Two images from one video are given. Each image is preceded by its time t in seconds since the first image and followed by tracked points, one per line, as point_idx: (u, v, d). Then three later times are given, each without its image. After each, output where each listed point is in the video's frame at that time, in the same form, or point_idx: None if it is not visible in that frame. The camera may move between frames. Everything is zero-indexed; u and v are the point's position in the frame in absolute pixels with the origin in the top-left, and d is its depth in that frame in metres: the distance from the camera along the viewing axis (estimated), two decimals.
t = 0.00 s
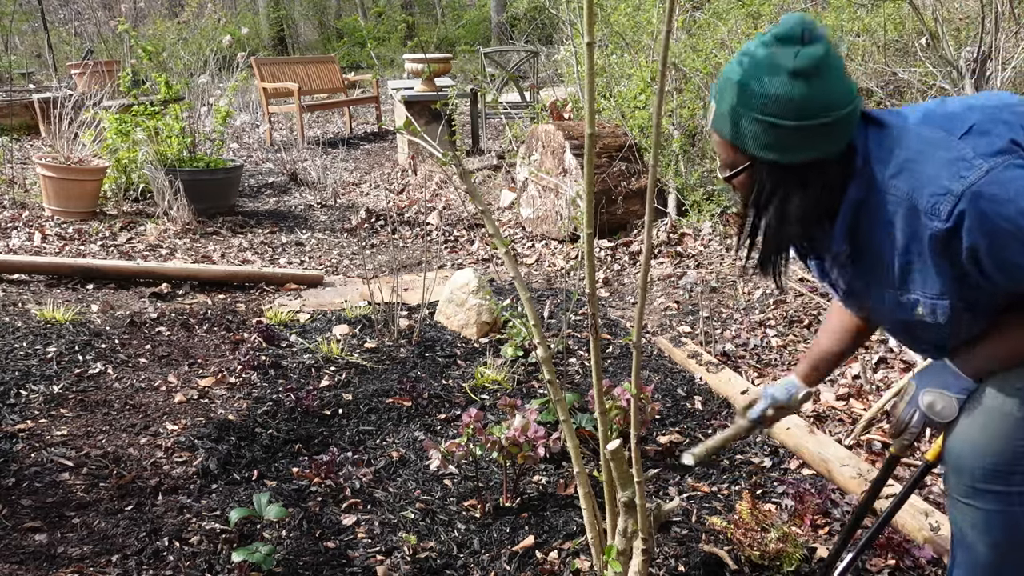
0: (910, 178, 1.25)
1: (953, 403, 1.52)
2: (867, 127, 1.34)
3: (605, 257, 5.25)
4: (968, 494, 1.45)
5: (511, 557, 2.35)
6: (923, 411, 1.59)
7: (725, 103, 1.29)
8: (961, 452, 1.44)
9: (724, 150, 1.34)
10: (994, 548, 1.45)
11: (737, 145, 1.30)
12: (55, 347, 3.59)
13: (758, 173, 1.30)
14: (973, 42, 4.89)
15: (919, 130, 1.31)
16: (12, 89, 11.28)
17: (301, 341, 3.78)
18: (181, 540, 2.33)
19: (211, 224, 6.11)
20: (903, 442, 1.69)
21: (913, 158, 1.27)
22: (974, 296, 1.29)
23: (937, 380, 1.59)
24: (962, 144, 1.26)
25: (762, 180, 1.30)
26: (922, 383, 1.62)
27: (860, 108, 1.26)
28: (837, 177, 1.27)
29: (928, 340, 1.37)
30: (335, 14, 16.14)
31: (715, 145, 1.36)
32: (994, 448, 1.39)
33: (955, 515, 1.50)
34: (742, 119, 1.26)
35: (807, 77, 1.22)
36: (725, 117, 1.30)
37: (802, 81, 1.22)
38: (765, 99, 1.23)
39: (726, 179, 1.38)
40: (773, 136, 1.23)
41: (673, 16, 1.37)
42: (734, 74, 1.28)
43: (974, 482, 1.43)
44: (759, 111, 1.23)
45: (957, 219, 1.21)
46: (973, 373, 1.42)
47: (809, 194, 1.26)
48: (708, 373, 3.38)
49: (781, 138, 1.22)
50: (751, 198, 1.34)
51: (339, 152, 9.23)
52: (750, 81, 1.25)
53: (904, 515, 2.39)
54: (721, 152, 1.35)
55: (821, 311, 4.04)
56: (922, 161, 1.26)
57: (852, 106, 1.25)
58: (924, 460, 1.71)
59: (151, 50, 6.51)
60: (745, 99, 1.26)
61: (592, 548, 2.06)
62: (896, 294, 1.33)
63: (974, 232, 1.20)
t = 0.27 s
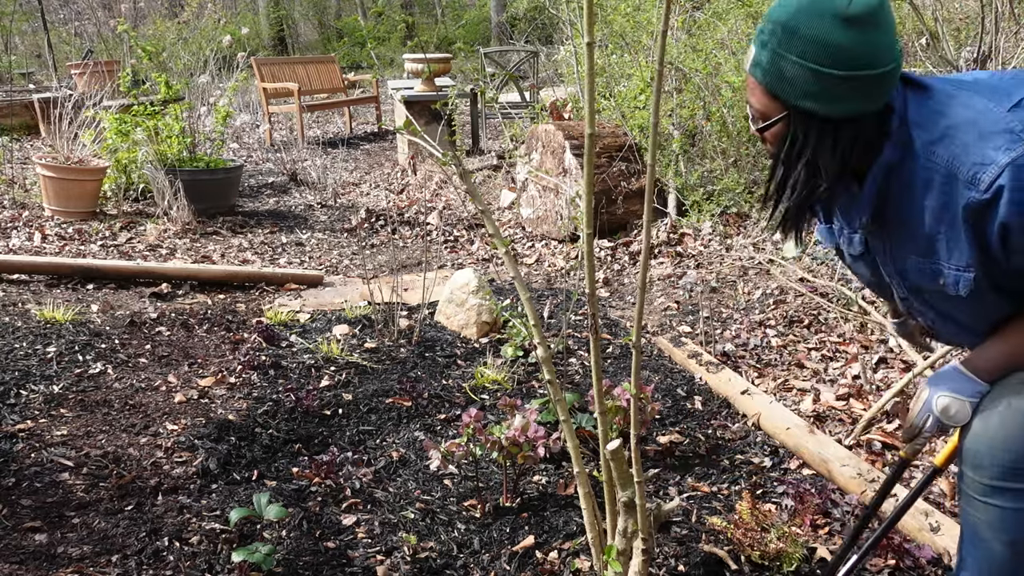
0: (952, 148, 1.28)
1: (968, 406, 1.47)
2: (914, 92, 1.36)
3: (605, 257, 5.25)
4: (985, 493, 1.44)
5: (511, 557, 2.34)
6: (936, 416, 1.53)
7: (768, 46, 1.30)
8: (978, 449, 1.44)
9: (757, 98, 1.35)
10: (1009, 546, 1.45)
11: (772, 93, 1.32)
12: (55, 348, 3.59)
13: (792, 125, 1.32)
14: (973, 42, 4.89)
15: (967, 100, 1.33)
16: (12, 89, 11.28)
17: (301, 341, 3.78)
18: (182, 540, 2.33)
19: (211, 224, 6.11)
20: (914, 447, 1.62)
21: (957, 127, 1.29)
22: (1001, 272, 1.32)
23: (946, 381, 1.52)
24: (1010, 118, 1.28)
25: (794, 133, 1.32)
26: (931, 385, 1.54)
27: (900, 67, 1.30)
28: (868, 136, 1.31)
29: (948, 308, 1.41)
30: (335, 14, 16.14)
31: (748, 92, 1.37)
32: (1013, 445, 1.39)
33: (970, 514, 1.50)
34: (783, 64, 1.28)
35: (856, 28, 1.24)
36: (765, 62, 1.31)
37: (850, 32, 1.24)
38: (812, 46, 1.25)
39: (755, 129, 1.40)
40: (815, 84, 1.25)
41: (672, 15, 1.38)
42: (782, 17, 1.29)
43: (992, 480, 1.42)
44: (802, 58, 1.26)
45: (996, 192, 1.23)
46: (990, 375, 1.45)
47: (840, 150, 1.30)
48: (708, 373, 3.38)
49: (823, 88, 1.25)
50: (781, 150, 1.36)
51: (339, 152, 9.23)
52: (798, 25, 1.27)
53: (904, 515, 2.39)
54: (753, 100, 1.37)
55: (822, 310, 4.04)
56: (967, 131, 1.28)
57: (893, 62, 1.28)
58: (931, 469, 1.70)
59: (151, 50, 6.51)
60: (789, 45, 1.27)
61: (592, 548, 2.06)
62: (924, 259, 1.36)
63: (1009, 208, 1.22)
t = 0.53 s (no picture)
0: (967, 147, 1.35)
1: (974, 409, 1.59)
2: (931, 91, 1.42)
3: (605, 257, 5.25)
4: (994, 491, 1.55)
5: (511, 557, 2.34)
6: (943, 418, 1.65)
7: (780, 47, 1.34)
8: (986, 450, 1.54)
9: (771, 100, 1.40)
10: (1015, 541, 1.56)
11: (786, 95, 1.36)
12: (55, 347, 3.59)
13: (807, 125, 1.37)
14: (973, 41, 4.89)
15: (984, 98, 1.39)
16: (12, 89, 11.27)
17: (301, 341, 3.78)
18: (181, 540, 2.33)
19: (211, 224, 6.11)
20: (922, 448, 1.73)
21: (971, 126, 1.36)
22: (1012, 267, 1.40)
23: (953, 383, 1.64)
24: None
25: (809, 133, 1.37)
26: (938, 388, 1.66)
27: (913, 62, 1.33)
28: (882, 135, 1.36)
29: (961, 301, 1.50)
30: (335, 13, 16.13)
31: (762, 93, 1.42)
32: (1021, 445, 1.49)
33: (978, 512, 1.60)
34: (794, 66, 1.32)
35: (867, 28, 1.28)
36: (776, 63, 1.35)
37: (861, 32, 1.27)
38: (824, 46, 1.29)
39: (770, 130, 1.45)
40: (828, 86, 1.29)
41: (672, 14, 1.37)
42: (794, 16, 1.33)
43: (1000, 479, 1.53)
44: (814, 60, 1.29)
45: (1009, 191, 1.30)
46: (996, 378, 1.55)
47: (855, 149, 1.35)
48: (708, 373, 3.38)
49: (836, 90, 1.29)
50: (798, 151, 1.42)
51: (339, 152, 9.23)
52: (810, 26, 1.30)
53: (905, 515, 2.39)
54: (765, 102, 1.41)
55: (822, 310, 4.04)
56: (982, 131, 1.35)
57: (905, 59, 1.31)
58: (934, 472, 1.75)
59: (151, 50, 6.50)
60: (800, 48, 1.31)
61: (592, 548, 2.06)
62: (937, 255, 1.45)
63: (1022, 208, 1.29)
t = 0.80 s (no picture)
0: (961, 166, 1.36)
1: (983, 416, 1.59)
2: (914, 114, 1.44)
3: (605, 257, 5.25)
4: (1004, 496, 1.56)
5: (511, 557, 2.34)
6: (950, 427, 1.65)
7: (762, 87, 1.34)
8: (996, 454, 1.55)
9: (758, 140, 1.38)
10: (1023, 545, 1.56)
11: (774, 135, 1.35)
12: (55, 347, 3.59)
13: (798, 163, 1.35)
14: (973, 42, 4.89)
15: (969, 118, 1.42)
16: (12, 89, 11.27)
17: (301, 341, 3.78)
18: (182, 540, 2.33)
19: (211, 224, 6.11)
20: (930, 455, 1.72)
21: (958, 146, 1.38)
22: (1015, 283, 1.40)
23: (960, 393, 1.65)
24: (1015, 132, 1.37)
25: (801, 171, 1.35)
26: (948, 396, 1.67)
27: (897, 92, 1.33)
28: (875, 166, 1.35)
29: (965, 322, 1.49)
30: (335, 13, 16.12)
31: (748, 135, 1.40)
32: None
33: (987, 518, 1.60)
34: (778, 106, 1.31)
35: (847, 60, 1.27)
36: (760, 102, 1.35)
37: (843, 64, 1.27)
38: (807, 82, 1.28)
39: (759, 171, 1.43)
40: (814, 121, 1.27)
41: (672, 14, 1.38)
42: (773, 56, 1.33)
43: (1012, 484, 1.53)
44: (797, 97, 1.28)
45: (1009, 205, 1.31)
46: (1005, 385, 1.57)
47: (850, 182, 1.32)
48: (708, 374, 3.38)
49: (822, 124, 1.27)
50: (790, 190, 1.39)
51: (339, 152, 9.23)
52: (789, 63, 1.30)
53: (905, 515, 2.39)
54: (753, 142, 1.40)
55: (822, 310, 4.05)
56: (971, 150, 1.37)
57: (888, 90, 1.31)
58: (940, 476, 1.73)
59: (151, 50, 6.50)
60: (781, 86, 1.31)
61: (592, 548, 2.06)
62: (941, 280, 1.44)
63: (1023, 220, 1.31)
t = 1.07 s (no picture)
0: (954, 185, 1.37)
1: (981, 419, 1.58)
2: (902, 136, 1.45)
3: (605, 257, 5.26)
4: (1001, 501, 1.60)
5: (511, 557, 2.34)
6: (950, 429, 1.64)
7: (748, 123, 1.35)
8: (992, 460, 1.59)
9: (747, 176, 1.39)
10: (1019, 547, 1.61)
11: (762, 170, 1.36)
12: (55, 347, 3.59)
13: (789, 196, 1.36)
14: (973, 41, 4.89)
15: (957, 135, 1.43)
16: (12, 89, 11.27)
17: (301, 341, 3.78)
18: (181, 540, 2.33)
19: (211, 224, 6.11)
20: (931, 458, 1.72)
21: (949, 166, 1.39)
22: (1015, 297, 1.41)
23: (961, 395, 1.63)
24: (1005, 147, 1.38)
25: (795, 204, 1.35)
26: (946, 398, 1.65)
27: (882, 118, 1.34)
28: (867, 196, 1.36)
29: (967, 339, 1.50)
30: (335, 13, 16.12)
31: (737, 170, 1.41)
32: None
33: (984, 521, 1.65)
34: (764, 142, 1.32)
35: (830, 93, 1.28)
36: (745, 139, 1.36)
37: (826, 98, 1.27)
38: (790, 117, 1.29)
39: (751, 206, 1.44)
40: (802, 156, 1.29)
41: (672, 16, 1.37)
42: (756, 91, 1.34)
43: (1008, 488, 1.58)
44: (783, 133, 1.29)
45: (1005, 221, 1.32)
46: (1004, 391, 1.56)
47: (844, 213, 1.33)
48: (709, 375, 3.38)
49: (811, 159, 1.28)
50: (784, 222, 1.40)
51: (339, 152, 9.23)
52: (773, 99, 1.31)
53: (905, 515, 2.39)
54: (743, 178, 1.41)
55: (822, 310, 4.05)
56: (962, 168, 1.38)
57: (873, 120, 1.32)
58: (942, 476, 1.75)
59: (151, 50, 6.50)
60: (764, 121, 1.32)
61: (592, 548, 2.06)
62: (943, 299, 1.45)
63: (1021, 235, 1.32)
